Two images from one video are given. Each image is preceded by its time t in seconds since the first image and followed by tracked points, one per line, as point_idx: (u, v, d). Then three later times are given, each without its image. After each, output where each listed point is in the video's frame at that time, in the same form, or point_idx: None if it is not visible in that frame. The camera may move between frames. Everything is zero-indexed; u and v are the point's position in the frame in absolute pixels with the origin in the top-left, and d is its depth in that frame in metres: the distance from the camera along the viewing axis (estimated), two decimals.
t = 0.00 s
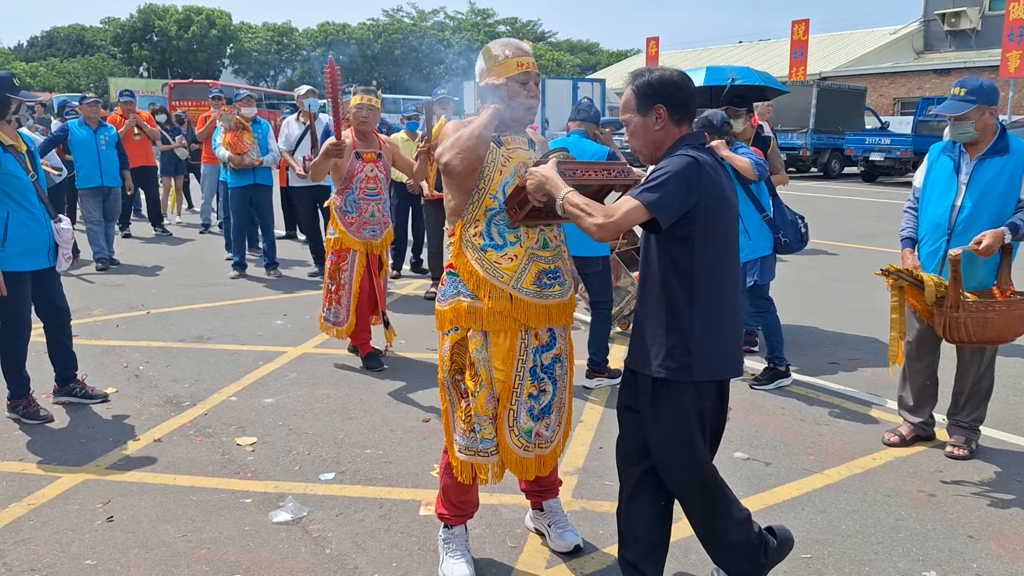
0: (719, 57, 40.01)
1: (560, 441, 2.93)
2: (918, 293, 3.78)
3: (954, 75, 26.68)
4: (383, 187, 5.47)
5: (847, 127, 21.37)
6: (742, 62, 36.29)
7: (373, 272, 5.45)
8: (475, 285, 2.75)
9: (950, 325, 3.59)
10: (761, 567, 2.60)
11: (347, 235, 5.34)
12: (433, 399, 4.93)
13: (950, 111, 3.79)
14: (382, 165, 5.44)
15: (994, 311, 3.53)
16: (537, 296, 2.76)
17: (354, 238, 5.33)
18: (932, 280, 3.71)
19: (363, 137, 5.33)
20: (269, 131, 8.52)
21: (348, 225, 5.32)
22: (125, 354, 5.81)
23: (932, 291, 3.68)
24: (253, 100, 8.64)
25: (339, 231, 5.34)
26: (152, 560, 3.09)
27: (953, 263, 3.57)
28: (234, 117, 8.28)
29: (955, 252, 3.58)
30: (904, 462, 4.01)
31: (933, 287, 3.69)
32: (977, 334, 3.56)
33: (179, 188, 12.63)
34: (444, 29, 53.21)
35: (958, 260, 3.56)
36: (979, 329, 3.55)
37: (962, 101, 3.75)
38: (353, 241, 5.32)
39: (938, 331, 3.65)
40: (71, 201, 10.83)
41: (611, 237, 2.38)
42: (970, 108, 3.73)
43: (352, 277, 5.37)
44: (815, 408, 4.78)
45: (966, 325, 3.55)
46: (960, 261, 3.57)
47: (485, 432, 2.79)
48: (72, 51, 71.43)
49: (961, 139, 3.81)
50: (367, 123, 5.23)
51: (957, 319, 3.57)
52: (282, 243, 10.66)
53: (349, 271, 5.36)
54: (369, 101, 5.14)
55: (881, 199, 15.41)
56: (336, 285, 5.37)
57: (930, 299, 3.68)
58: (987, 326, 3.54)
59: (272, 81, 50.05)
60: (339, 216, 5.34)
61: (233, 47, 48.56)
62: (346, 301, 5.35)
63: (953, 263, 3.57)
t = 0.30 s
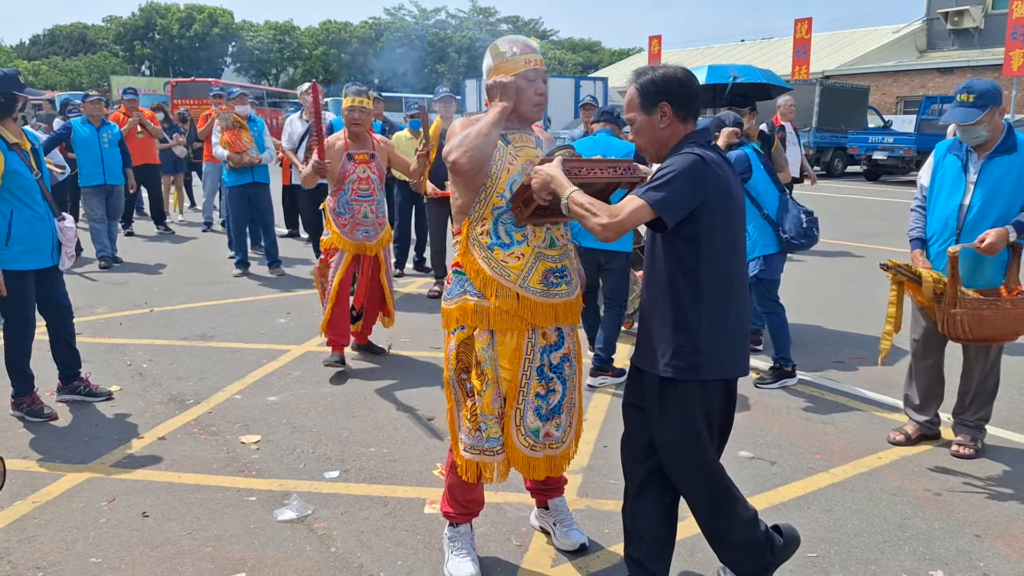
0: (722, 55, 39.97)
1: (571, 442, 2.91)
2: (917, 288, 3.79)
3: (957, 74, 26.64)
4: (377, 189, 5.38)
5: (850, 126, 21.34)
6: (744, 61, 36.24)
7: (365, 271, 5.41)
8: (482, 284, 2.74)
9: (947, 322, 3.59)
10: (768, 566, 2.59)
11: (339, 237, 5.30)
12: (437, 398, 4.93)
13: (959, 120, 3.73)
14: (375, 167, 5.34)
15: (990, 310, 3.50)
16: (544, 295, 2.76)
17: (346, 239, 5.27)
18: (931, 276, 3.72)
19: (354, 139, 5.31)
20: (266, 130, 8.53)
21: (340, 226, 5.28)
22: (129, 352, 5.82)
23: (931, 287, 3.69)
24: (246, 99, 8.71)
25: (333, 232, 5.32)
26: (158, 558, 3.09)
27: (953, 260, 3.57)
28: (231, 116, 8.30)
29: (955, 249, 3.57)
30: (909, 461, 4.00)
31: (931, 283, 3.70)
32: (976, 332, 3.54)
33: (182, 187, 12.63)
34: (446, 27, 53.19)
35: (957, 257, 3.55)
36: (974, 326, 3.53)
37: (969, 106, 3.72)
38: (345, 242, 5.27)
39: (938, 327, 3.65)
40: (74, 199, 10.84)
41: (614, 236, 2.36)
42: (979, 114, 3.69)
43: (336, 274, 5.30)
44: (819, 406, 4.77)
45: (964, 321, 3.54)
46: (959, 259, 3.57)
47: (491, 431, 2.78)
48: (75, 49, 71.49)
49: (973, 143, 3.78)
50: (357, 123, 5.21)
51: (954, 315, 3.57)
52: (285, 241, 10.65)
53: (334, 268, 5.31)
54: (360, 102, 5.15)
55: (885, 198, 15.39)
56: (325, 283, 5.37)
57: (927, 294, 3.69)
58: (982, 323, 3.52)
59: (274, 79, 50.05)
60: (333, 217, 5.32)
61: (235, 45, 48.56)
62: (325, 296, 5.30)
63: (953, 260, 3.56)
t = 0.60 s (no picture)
0: (723, 54, 39.95)
1: (577, 440, 2.90)
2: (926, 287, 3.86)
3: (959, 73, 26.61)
4: (363, 199, 5.26)
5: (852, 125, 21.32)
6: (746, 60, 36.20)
7: (358, 279, 5.35)
8: (488, 282, 2.74)
9: (955, 323, 3.58)
10: (769, 566, 2.59)
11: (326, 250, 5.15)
12: (440, 396, 4.92)
13: (972, 104, 3.74)
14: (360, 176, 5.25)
15: (998, 312, 3.48)
16: (550, 293, 2.76)
17: (334, 252, 5.13)
18: (938, 276, 3.78)
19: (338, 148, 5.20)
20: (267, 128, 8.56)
21: (327, 239, 5.14)
22: (132, 350, 5.82)
23: (939, 287, 3.75)
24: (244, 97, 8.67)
25: (319, 245, 5.17)
26: (161, 555, 3.09)
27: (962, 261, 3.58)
28: (230, 114, 8.33)
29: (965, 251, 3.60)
30: (913, 460, 3.99)
31: (940, 283, 3.76)
32: (982, 333, 3.52)
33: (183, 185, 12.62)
34: (447, 26, 53.17)
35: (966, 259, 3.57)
36: (982, 328, 3.51)
37: (980, 94, 3.73)
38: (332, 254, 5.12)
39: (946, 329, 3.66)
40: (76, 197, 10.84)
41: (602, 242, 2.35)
42: (991, 101, 3.70)
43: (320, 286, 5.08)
44: (822, 405, 4.77)
45: (971, 323, 3.53)
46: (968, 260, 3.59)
47: (499, 429, 2.78)
48: (76, 47, 71.55)
49: (980, 134, 3.77)
50: (341, 133, 5.10)
51: (962, 317, 3.56)
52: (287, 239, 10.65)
53: (317, 281, 5.10)
54: (345, 112, 5.08)
55: (886, 197, 15.37)
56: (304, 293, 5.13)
57: (936, 294, 3.74)
58: (990, 325, 3.50)
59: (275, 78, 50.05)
60: (319, 230, 5.16)
61: (236, 43, 48.56)
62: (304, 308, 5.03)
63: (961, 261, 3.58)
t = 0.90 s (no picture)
0: (725, 51, 39.89)
1: (581, 436, 2.91)
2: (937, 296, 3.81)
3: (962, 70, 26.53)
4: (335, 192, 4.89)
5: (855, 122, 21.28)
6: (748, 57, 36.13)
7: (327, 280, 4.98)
8: (491, 278, 2.74)
9: (967, 328, 3.60)
10: None
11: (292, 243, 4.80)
12: (443, 393, 4.92)
13: (977, 96, 3.74)
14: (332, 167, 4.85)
15: (1009, 314, 3.51)
16: (553, 289, 2.76)
17: (300, 246, 4.79)
18: (949, 281, 3.73)
19: (311, 135, 4.80)
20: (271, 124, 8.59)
21: (293, 232, 4.78)
22: (134, 346, 5.83)
23: (950, 293, 3.71)
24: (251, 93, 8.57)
25: (283, 237, 4.79)
26: (164, 551, 3.09)
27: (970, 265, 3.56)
28: (235, 110, 8.33)
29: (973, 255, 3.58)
30: (915, 457, 3.99)
31: (951, 289, 3.72)
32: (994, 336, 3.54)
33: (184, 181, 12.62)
34: (449, 22, 53.07)
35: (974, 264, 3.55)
36: (995, 332, 3.52)
37: (984, 88, 3.72)
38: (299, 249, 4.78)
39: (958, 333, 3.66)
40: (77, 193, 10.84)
41: (591, 267, 2.40)
42: (995, 95, 3.70)
43: (295, 288, 4.83)
44: (825, 402, 4.77)
45: (984, 327, 3.54)
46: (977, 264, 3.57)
47: (504, 424, 2.79)
48: (78, 44, 71.50)
49: (983, 128, 3.78)
50: (316, 121, 4.70)
51: (974, 321, 3.58)
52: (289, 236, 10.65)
53: (292, 281, 4.84)
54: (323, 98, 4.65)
55: (889, 194, 15.35)
56: (275, 295, 4.84)
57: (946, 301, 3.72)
58: (1002, 328, 3.52)
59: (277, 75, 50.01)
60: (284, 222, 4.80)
61: (238, 40, 48.54)
62: (284, 315, 4.79)
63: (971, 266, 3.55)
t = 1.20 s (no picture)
0: (728, 49, 39.83)
1: (580, 433, 2.92)
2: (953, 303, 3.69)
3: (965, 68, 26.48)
4: (324, 190, 4.71)
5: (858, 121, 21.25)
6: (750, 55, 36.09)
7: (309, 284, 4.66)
8: (492, 276, 2.74)
9: (988, 333, 3.51)
10: None
11: (278, 242, 4.62)
12: (445, 391, 4.93)
13: (980, 91, 3.74)
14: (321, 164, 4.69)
15: None
16: (554, 288, 2.75)
17: (285, 245, 4.60)
18: (966, 287, 3.63)
19: (301, 131, 4.68)
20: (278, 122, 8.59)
21: (279, 231, 4.60)
22: (138, 344, 5.84)
23: (967, 299, 3.58)
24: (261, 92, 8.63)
25: (271, 236, 4.63)
26: (168, 548, 3.10)
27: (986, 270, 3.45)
28: (243, 108, 8.33)
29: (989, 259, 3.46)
30: (918, 455, 3.99)
31: (967, 295, 3.60)
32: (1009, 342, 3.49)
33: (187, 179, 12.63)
34: (451, 20, 53.04)
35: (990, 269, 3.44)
36: (1013, 335, 3.46)
37: (990, 84, 3.72)
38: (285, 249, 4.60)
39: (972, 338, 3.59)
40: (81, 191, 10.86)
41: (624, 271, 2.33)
42: (998, 90, 3.70)
43: (281, 289, 4.71)
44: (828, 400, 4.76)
45: (1001, 331, 3.48)
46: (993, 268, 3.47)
47: (504, 422, 2.79)
48: (81, 42, 71.66)
49: (984, 124, 3.76)
50: (306, 115, 4.57)
51: (993, 327, 3.50)
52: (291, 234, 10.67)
53: (277, 282, 4.70)
54: (311, 91, 4.51)
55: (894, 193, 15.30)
56: (260, 295, 4.74)
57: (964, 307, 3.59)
58: (1020, 331, 3.47)
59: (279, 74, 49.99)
60: (273, 221, 4.63)
61: (240, 38, 48.54)
62: (268, 314, 4.75)
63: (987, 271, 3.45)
